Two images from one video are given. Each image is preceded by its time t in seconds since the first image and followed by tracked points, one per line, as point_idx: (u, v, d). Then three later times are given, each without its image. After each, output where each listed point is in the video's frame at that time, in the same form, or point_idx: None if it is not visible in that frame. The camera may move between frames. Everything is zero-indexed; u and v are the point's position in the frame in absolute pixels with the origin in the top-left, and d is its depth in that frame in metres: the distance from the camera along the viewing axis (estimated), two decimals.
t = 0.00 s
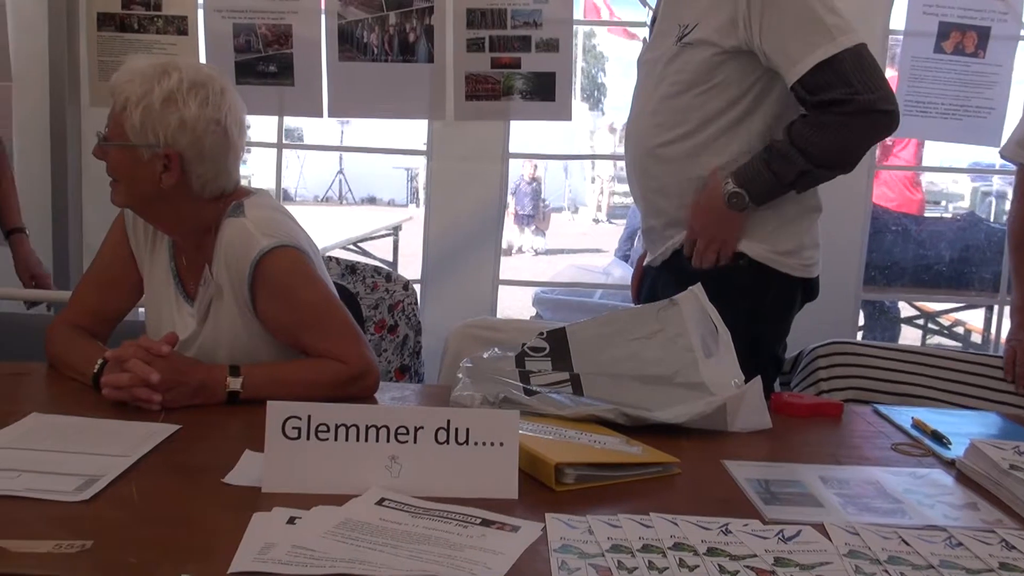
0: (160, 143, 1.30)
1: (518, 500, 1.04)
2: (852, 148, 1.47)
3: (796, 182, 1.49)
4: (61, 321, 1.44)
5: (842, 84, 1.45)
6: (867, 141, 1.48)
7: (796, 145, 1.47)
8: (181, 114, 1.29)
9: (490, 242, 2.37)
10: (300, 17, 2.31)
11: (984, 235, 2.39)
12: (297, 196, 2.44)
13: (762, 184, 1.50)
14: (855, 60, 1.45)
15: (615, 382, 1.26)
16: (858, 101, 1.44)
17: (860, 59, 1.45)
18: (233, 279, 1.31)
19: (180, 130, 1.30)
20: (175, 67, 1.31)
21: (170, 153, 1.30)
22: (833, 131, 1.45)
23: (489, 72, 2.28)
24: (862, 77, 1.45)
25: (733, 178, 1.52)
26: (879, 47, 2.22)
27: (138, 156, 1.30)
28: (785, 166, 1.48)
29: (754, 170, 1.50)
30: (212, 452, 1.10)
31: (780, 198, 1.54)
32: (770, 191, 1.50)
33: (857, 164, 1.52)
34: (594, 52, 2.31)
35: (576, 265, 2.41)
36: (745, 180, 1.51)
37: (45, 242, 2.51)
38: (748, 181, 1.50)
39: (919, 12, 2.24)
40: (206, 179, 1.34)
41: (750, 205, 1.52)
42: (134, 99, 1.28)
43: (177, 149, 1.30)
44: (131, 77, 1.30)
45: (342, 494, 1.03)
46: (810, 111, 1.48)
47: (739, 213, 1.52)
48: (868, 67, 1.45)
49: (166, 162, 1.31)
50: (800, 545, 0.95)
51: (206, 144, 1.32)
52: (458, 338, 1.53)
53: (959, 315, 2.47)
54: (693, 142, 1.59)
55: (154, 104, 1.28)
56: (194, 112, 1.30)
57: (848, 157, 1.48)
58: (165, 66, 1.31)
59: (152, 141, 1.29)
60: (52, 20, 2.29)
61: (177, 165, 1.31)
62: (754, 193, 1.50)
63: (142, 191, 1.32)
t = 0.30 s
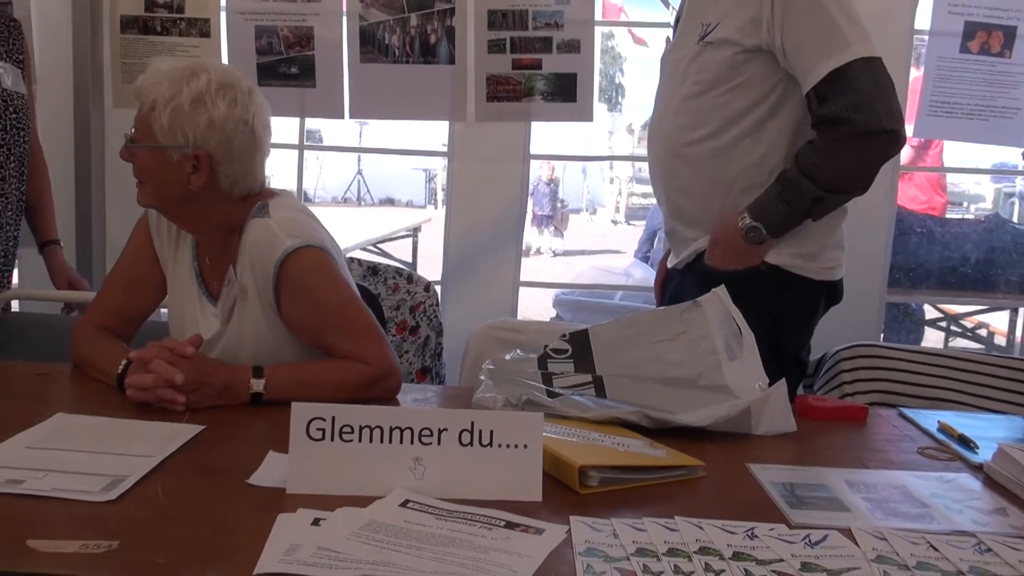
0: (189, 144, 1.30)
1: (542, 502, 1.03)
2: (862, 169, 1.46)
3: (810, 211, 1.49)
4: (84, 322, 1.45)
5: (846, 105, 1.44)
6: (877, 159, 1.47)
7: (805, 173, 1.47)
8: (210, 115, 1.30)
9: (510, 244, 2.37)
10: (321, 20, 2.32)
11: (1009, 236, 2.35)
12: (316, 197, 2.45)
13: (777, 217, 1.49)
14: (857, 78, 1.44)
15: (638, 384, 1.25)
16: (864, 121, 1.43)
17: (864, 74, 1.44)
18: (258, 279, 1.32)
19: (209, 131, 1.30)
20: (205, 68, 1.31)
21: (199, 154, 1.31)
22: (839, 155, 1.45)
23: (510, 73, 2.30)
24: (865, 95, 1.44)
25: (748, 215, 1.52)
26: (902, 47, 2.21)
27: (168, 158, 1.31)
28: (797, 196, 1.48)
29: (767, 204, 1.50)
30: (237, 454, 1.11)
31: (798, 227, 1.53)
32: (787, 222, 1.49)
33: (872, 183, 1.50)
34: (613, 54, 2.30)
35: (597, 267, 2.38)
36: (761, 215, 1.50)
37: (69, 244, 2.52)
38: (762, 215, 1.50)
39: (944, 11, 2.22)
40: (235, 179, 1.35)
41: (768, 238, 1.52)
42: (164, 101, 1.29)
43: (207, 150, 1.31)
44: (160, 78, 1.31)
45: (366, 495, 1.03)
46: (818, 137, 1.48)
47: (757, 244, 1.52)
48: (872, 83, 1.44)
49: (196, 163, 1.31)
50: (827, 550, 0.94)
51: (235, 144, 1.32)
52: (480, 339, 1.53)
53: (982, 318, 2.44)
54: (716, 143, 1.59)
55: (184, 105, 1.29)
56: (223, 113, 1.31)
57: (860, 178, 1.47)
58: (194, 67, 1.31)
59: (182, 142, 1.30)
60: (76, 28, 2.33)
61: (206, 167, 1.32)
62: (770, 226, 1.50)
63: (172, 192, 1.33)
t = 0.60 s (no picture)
0: (257, 131, 1.33)
1: (569, 506, 1.03)
2: (856, 185, 1.45)
3: (808, 231, 1.48)
4: (109, 324, 1.45)
5: (833, 124, 1.45)
6: (872, 175, 1.45)
7: (799, 195, 1.48)
8: (281, 106, 1.35)
9: (532, 246, 2.36)
10: (344, 22, 2.32)
11: None
12: (335, 200, 2.45)
13: (780, 241, 1.50)
14: (843, 95, 1.44)
15: (663, 387, 1.25)
16: (850, 137, 1.43)
17: (852, 89, 1.43)
18: (286, 276, 1.32)
19: (277, 120, 1.35)
20: (267, 67, 1.37)
21: (266, 141, 1.34)
22: (831, 172, 1.45)
23: (532, 75, 2.29)
24: (852, 111, 1.43)
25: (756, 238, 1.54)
26: (926, 46, 2.20)
27: (234, 143, 1.32)
28: (794, 219, 1.48)
29: (769, 230, 1.51)
30: (263, 456, 1.11)
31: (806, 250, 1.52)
32: (792, 246, 1.49)
33: (872, 200, 1.47)
34: (630, 56, 2.29)
35: (619, 269, 2.38)
36: (765, 240, 1.52)
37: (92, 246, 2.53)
38: (766, 240, 1.51)
39: (971, 11, 2.20)
40: (286, 174, 1.38)
41: (778, 263, 1.52)
42: (235, 87, 1.32)
43: (274, 138, 1.34)
44: (222, 68, 1.33)
45: (392, 498, 1.03)
46: (813, 158, 1.49)
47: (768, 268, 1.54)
48: (860, 98, 1.43)
49: (260, 150, 1.34)
50: (858, 556, 0.93)
51: (294, 141, 1.37)
52: (503, 341, 1.53)
53: (1007, 321, 2.42)
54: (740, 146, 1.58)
55: (255, 94, 1.33)
56: (289, 107, 1.37)
57: (856, 195, 1.46)
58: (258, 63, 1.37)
59: (250, 129, 1.32)
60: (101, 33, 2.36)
61: (269, 155, 1.35)
62: (775, 248, 1.51)
63: (230, 177, 1.33)
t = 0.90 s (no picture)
0: (299, 127, 1.35)
1: (596, 509, 1.03)
2: (888, 189, 1.45)
3: (840, 231, 1.48)
4: (138, 325, 1.45)
5: (867, 127, 1.44)
6: (906, 177, 1.45)
7: (831, 196, 1.48)
8: (320, 105, 1.38)
9: (555, 248, 2.35)
10: (368, 25, 2.33)
11: None
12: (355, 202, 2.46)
13: (809, 241, 1.49)
14: (876, 99, 1.43)
15: (687, 389, 1.24)
16: (886, 141, 1.42)
17: (886, 93, 1.42)
18: (315, 275, 1.33)
19: (316, 117, 1.37)
20: (303, 68, 1.40)
21: (306, 137, 1.36)
22: (864, 175, 1.45)
23: (554, 77, 2.29)
24: (887, 115, 1.42)
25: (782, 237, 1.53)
26: (951, 46, 2.19)
27: (276, 138, 1.34)
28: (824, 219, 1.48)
29: (798, 229, 1.50)
30: (289, 457, 1.11)
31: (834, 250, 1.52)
32: (821, 246, 1.49)
33: (902, 204, 1.47)
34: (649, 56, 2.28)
35: (640, 271, 2.37)
36: (793, 239, 1.51)
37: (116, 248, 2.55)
38: (795, 239, 1.51)
39: (999, 11, 2.18)
40: (322, 170, 1.41)
41: (802, 262, 1.52)
42: (278, 84, 1.34)
43: (314, 134, 1.37)
44: (262, 66, 1.36)
45: (419, 500, 1.03)
46: (843, 160, 1.49)
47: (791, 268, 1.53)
48: (894, 102, 1.42)
49: (301, 146, 1.36)
50: (889, 561, 0.92)
51: (330, 140, 1.41)
52: (526, 343, 1.52)
53: None
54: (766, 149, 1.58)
55: (297, 91, 1.36)
56: (327, 106, 1.40)
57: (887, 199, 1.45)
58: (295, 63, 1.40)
59: (291, 124, 1.35)
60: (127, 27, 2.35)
61: (309, 151, 1.37)
62: (802, 248, 1.50)
63: (270, 172, 1.35)
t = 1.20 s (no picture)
0: (323, 128, 1.35)
1: (623, 512, 1.02)
2: (916, 193, 1.44)
3: (868, 233, 1.46)
4: (166, 323, 1.45)
5: (898, 130, 1.43)
6: (937, 181, 1.44)
7: (859, 198, 1.47)
8: (344, 107, 1.38)
9: (578, 250, 2.35)
10: (393, 26, 2.33)
11: None
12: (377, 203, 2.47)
13: (837, 243, 1.48)
14: (907, 103, 1.42)
15: (714, 392, 1.24)
16: (916, 146, 1.42)
17: (917, 97, 1.42)
18: (341, 277, 1.33)
19: (340, 118, 1.37)
20: (327, 69, 1.40)
21: (331, 138, 1.36)
22: (894, 178, 1.44)
23: (579, 78, 2.28)
24: (918, 119, 1.42)
25: (809, 240, 1.52)
26: (979, 48, 2.17)
27: (301, 140, 1.34)
28: (853, 220, 1.47)
29: (826, 230, 1.49)
30: (316, 457, 1.11)
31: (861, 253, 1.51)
32: (849, 249, 1.48)
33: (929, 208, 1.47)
34: (671, 58, 2.28)
35: (664, 273, 2.36)
36: (820, 241, 1.50)
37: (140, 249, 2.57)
38: (822, 241, 1.50)
39: None
40: (346, 171, 1.41)
41: (830, 266, 1.51)
42: (302, 86, 1.34)
43: (338, 136, 1.37)
44: (286, 68, 1.36)
45: (446, 501, 1.03)
46: (872, 163, 1.48)
47: (819, 273, 1.52)
48: (925, 107, 1.42)
49: (326, 147, 1.36)
50: (921, 567, 0.91)
51: (354, 141, 1.40)
52: (550, 345, 1.52)
53: None
54: (795, 151, 1.57)
55: (322, 93, 1.36)
56: (351, 107, 1.40)
57: (916, 202, 1.45)
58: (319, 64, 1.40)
59: (316, 126, 1.35)
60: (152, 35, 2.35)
61: (334, 153, 1.37)
62: (830, 250, 1.49)
63: (295, 174, 1.35)
